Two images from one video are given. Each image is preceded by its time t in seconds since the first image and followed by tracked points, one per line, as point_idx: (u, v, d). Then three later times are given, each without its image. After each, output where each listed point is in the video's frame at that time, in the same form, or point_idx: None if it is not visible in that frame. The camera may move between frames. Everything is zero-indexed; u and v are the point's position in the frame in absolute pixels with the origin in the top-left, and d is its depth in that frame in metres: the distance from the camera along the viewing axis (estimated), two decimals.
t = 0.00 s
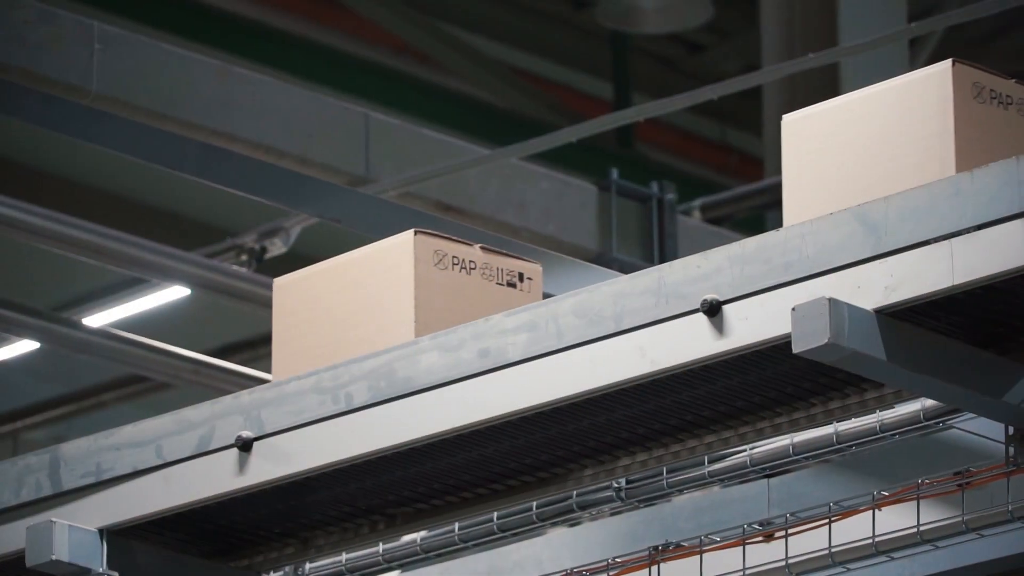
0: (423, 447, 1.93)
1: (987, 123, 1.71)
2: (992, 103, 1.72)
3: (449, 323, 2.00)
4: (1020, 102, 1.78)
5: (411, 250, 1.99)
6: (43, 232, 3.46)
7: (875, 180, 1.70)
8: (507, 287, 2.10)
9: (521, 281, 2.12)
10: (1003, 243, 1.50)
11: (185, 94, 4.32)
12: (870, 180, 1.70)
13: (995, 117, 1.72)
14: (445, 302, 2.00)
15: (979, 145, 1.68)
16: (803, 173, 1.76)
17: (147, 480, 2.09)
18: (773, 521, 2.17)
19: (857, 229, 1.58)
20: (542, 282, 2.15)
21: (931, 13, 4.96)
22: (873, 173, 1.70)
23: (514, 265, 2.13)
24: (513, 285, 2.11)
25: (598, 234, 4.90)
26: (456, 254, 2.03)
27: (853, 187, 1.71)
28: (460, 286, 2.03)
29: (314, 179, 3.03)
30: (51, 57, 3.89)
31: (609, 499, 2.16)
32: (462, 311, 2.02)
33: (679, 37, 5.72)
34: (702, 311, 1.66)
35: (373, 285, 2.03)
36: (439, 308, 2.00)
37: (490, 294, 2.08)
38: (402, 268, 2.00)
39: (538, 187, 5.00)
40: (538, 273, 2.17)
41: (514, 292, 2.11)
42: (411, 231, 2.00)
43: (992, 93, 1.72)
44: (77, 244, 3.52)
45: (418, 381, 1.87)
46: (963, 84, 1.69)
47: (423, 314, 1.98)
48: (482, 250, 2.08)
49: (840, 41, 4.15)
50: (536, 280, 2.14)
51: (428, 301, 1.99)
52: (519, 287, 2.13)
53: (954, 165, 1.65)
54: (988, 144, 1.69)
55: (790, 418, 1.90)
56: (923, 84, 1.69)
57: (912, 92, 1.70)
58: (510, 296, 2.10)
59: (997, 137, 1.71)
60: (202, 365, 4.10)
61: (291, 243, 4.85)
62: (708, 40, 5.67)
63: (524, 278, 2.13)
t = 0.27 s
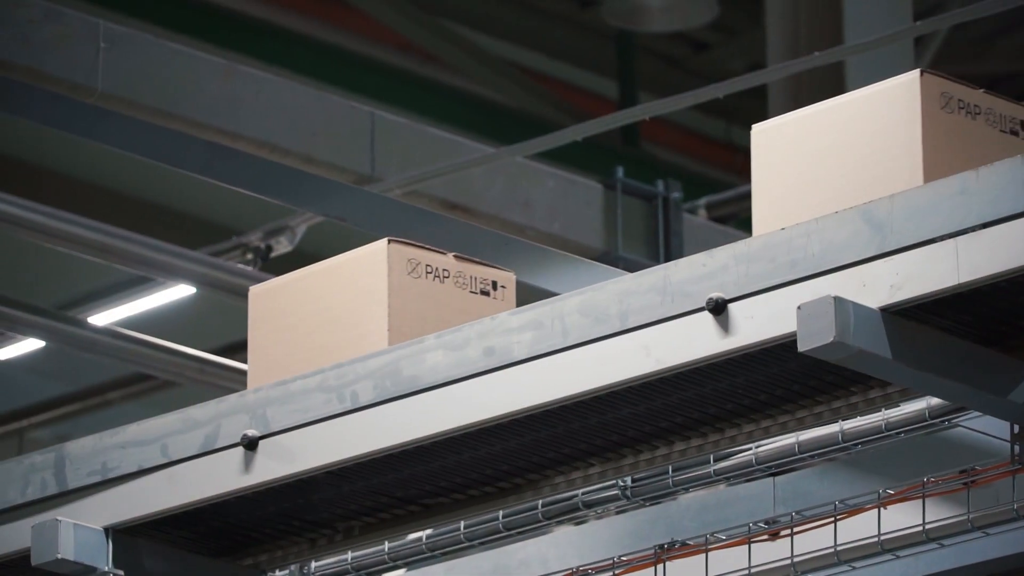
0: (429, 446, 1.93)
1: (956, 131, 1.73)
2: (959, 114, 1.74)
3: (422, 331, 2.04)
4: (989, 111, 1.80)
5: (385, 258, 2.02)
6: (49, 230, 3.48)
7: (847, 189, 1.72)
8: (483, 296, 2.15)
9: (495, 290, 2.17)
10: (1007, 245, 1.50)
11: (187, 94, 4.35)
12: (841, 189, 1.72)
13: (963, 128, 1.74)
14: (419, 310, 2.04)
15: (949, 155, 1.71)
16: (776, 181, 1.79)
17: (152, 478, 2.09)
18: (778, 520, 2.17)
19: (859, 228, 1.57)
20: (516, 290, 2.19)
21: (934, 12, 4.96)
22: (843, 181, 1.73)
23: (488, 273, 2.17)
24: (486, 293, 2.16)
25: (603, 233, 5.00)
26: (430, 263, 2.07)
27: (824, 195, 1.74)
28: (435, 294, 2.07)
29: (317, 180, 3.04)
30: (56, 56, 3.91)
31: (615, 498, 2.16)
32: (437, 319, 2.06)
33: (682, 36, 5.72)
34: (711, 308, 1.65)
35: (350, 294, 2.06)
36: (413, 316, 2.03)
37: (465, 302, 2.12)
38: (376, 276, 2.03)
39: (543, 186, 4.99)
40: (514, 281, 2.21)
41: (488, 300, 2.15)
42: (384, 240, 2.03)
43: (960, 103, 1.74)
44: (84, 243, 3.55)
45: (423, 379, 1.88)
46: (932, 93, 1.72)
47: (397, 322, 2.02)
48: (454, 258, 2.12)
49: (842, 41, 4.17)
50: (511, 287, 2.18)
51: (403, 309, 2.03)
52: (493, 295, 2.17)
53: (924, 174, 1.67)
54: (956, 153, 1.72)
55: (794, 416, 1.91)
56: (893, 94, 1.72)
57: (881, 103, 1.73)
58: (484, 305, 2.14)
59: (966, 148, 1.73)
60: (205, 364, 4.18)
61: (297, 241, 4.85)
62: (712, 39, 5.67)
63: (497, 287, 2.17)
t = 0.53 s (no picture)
0: (439, 445, 1.93)
1: (924, 142, 1.75)
2: (929, 124, 1.76)
3: (398, 340, 2.08)
4: (958, 122, 1.83)
5: (360, 268, 2.06)
6: (58, 229, 3.50)
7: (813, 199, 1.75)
8: (459, 305, 2.19)
9: (471, 298, 2.21)
10: (1015, 243, 1.49)
11: (195, 93, 4.36)
12: (807, 200, 1.75)
13: (933, 136, 1.77)
14: (395, 319, 2.08)
15: (919, 165, 1.73)
16: (742, 193, 1.81)
17: (162, 477, 2.09)
18: (788, 518, 2.17)
19: (871, 227, 1.57)
20: (492, 298, 2.23)
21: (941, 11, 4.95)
22: (809, 193, 1.75)
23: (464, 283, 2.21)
24: (463, 302, 2.20)
25: (613, 232, 5.03)
26: (406, 273, 2.11)
27: (791, 206, 1.76)
28: (410, 303, 2.11)
29: (326, 178, 3.03)
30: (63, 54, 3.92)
31: (624, 497, 2.16)
32: (412, 328, 2.10)
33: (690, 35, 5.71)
34: (717, 309, 1.66)
35: (328, 302, 2.10)
36: (389, 325, 2.07)
37: (440, 310, 2.16)
38: (353, 285, 2.07)
39: (552, 184, 4.97)
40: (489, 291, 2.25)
41: (463, 309, 2.19)
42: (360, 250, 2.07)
43: (929, 114, 1.77)
44: (93, 242, 3.55)
45: (433, 378, 1.87)
46: (901, 104, 1.74)
47: (372, 331, 2.05)
48: (431, 267, 2.16)
49: (852, 41, 4.17)
50: (486, 296, 2.22)
51: (378, 318, 2.06)
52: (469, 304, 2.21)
53: (892, 184, 1.69)
54: (926, 163, 1.74)
55: (804, 416, 1.90)
56: (859, 106, 1.75)
57: (846, 115, 1.75)
58: (460, 313, 2.19)
59: (935, 158, 1.75)
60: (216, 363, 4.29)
61: (305, 240, 4.85)
62: (720, 38, 5.66)
63: (473, 295, 2.21)
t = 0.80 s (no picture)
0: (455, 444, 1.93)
1: (902, 151, 1.78)
2: (905, 134, 1.79)
3: (380, 348, 2.12)
4: (935, 132, 1.87)
5: (344, 277, 2.11)
6: (70, 230, 3.50)
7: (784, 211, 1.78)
8: (440, 313, 2.24)
9: (453, 307, 2.27)
10: None
11: (205, 89, 4.39)
12: (778, 212, 1.79)
13: (911, 147, 1.80)
14: (378, 327, 2.12)
15: (896, 176, 1.76)
16: (714, 204, 1.84)
17: (176, 478, 2.09)
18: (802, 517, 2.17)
19: (883, 227, 1.56)
20: (474, 307, 2.30)
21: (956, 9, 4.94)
22: (779, 205, 1.79)
23: (446, 292, 2.27)
24: (444, 310, 2.25)
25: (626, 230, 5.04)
26: (389, 282, 2.16)
27: (761, 218, 1.80)
28: (393, 311, 2.16)
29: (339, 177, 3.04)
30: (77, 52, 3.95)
31: (639, 496, 2.11)
32: (395, 336, 2.15)
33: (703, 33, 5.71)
34: (732, 308, 1.65)
35: (312, 311, 2.14)
36: (372, 333, 2.12)
37: (422, 319, 2.21)
38: (336, 294, 2.12)
39: (567, 183, 4.98)
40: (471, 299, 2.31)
41: (446, 317, 2.25)
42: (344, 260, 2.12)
43: (906, 124, 1.80)
44: (106, 241, 3.55)
45: (448, 377, 1.87)
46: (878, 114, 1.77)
47: (355, 340, 2.10)
48: (413, 277, 2.21)
49: (865, 40, 4.16)
50: (468, 305, 2.29)
51: (361, 327, 2.11)
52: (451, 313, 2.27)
53: (869, 196, 1.72)
54: (903, 173, 1.77)
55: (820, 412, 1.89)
56: (832, 117, 1.78)
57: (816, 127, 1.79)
58: (442, 322, 2.24)
59: (912, 167, 1.78)
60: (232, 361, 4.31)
61: (320, 239, 4.86)
62: (733, 36, 5.65)
63: (455, 305, 2.27)
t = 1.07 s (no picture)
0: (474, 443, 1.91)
1: (885, 161, 1.78)
2: (888, 144, 1.79)
3: (371, 357, 2.13)
4: (919, 141, 1.86)
5: (334, 287, 2.12)
6: (94, 231, 3.49)
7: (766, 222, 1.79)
8: (431, 321, 2.25)
9: (444, 316, 2.28)
10: None
11: (229, 89, 4.44)
12: (761, 221, 1.79)
13: (895, 156, 1.79)
14: (368, 336, 2.13)
15: (880, 186, 1.76)
16: (697, 214, 1.85)
17: (197, 478, 2.09)
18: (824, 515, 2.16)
19: (903, 225, 1.55)
20: (464, 316, 2.31)
21: (976, 8, 4.91)
22: (763, 215, 1.79)
23: (437, 300, 2.27)
24: (435, 319, 2.26)
25: (647, 229, 5.04)
26: (380, 291, 2.16)
27: (743, 228, 1.80)
28: (383, 321, 2.16)
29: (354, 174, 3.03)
30: (97, 53, 3.96)
31: (660, 495, 2.12)
32: (386, 345, 2.15)
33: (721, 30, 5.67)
34: (751, 307, 1.64)
35: (302, 320, 2.15)
36: (362, 342, 2.12)
37: (413, 328, 2.22)
38: (327, 303, 2.13)
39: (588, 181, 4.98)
40: (461, 307, 2.32)
41: (436, 325, 2.26)
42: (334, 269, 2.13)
43: (889, 134, 1.79)
44: (131, 243, 3.55)
45: (469, 376, 1.86)
46: (861, 125, 1.77)
47: (346, 350, 2.11)
48: (404, 286, 2.22)
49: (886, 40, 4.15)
50: (458, 314, 2.30)
51: (351, 337, 2.12)
52: (442, 321, 2.28)
53: (852, 206, 1.72)
54: (886, 184, 1.77)
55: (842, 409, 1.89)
56: (816, 126, 1.78)
57: (801, 136, 1.79)
58: (434, 330, 2.25)
59: (895, 177, 1.78)
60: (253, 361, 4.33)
61: (341, 239, 4.87)
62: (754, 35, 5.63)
63: (446, 313, 2.27)
